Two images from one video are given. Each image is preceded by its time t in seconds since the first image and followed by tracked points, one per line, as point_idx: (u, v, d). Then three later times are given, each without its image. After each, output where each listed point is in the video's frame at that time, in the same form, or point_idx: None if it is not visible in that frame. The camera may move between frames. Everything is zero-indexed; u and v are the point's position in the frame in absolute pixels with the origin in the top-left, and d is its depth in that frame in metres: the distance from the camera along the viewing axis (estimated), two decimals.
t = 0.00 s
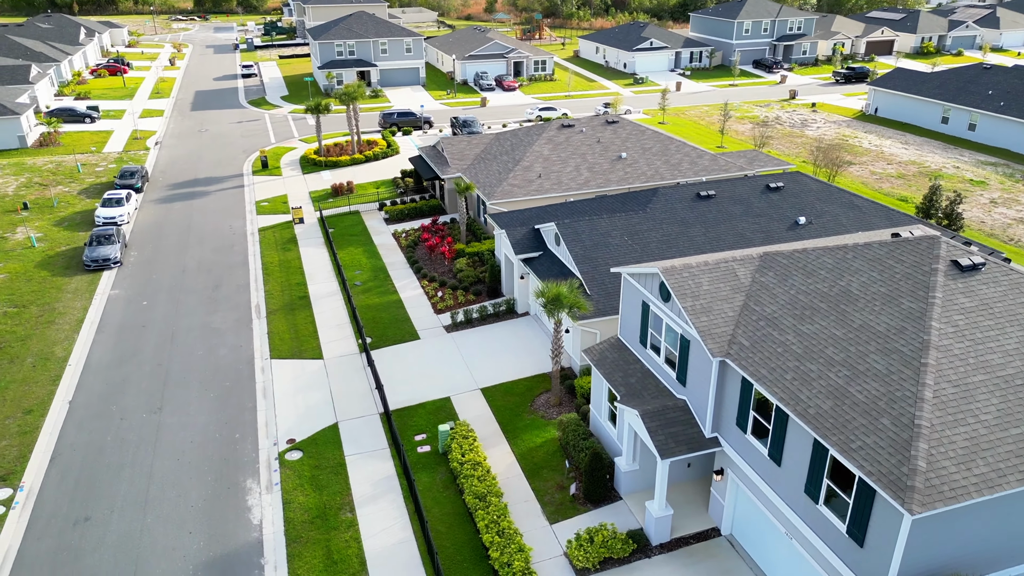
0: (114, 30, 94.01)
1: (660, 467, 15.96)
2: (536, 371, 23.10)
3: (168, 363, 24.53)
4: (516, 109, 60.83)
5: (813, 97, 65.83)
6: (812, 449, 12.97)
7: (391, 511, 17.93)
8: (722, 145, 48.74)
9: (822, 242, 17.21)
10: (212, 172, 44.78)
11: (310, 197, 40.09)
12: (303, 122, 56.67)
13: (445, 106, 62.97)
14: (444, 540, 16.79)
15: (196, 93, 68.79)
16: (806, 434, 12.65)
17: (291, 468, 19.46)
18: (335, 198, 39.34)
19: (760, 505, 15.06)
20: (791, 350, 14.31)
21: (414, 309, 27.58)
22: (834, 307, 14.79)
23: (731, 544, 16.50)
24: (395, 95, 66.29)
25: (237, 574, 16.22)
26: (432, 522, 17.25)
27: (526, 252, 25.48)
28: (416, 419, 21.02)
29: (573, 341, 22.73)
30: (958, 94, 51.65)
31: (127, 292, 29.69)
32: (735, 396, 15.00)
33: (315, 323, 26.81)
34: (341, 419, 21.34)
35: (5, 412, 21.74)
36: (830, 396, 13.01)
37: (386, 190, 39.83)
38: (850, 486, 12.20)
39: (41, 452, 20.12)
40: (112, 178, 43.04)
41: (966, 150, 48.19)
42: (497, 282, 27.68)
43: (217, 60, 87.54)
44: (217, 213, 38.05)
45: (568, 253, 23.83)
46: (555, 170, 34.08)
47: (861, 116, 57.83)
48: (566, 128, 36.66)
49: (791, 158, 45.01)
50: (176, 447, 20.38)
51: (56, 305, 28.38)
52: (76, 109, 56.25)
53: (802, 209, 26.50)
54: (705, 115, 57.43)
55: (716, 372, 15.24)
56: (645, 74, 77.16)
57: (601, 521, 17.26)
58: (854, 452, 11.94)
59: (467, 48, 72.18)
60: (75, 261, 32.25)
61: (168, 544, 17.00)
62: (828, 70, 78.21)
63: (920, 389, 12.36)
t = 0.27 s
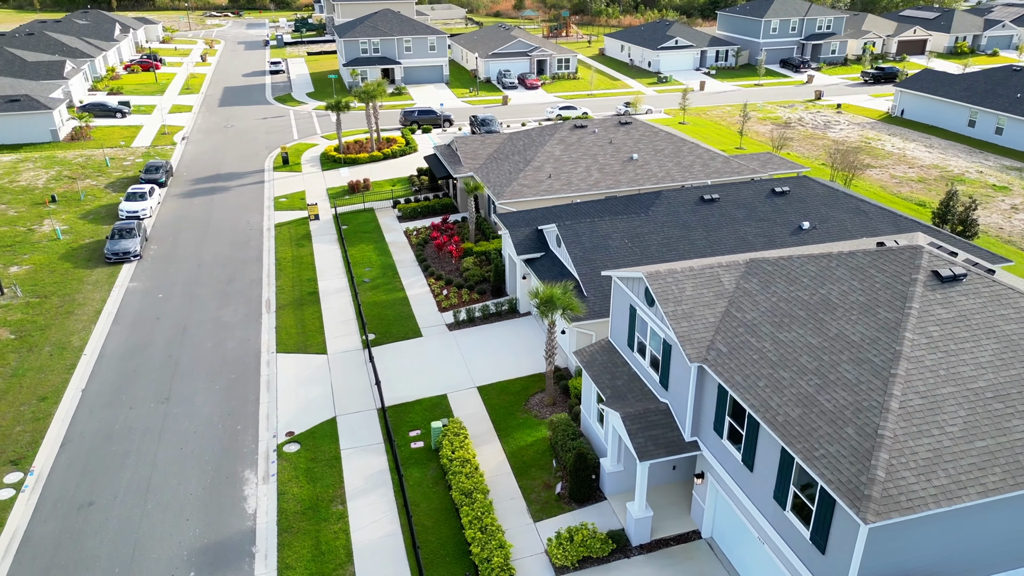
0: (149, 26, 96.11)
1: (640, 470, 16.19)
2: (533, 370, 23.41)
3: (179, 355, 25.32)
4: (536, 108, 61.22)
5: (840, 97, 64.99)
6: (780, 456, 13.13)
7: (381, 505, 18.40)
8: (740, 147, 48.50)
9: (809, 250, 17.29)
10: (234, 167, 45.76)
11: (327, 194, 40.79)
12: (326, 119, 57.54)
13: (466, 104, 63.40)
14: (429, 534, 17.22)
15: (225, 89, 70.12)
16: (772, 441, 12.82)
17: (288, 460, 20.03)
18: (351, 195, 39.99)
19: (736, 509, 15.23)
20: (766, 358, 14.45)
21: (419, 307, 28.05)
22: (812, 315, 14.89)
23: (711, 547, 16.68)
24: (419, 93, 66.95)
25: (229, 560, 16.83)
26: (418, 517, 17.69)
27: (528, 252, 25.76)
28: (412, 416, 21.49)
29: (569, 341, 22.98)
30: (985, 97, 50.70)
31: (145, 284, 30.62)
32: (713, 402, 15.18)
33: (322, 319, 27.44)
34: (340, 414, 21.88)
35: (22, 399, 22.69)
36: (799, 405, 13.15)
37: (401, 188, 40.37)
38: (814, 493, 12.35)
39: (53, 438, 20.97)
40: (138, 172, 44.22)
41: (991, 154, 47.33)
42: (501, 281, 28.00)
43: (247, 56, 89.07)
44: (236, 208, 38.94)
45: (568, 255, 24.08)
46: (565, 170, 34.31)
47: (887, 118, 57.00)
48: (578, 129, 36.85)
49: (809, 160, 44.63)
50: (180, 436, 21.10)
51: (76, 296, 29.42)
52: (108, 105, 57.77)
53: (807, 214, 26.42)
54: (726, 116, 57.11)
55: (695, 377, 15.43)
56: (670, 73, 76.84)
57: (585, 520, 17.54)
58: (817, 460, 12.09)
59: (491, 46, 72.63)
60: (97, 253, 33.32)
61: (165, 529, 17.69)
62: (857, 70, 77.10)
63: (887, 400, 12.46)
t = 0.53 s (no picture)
0: (182, 22, 98.07)
1: (619, 471, 16.44)
2: (529, 370, 23.73)
3: (189, 346, 26.11)
4: (556, 106, 61.43)
5: (866, 98, 64.10)
6: (747, 462, 13.33)
7: (371, 498, 18.87)
8: (758, 148, 48.21)
9: (796, 257, 17.37)
10: (255, 163, 46.68)
11: (343, 190, 41.48)
12: (348, 115, 58.37)
13: (488, 103, 63.81)
14: (414, 528, 17.67)
15: (253, 85, 71.38)
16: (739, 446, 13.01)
17: (285, 452, 20.63)
18: (366, 192, 40.63)
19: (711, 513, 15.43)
20: (741, 364, 14.60)
21: (424, 304, 28.52)
22: (790, 322, 15.01)
23: (690, 549, 16.87)
24: (441, 90, 67.55)
25: (221, 547, 17.45)
26: (406, 511, 18.14)
27: (530, 253, 26.06)
28: (408, 412, 21.97)
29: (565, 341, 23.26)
30: (1013, 100, 49.71)
31: (161, 277, 31.53)
32: (691, 406, 15.37)
33: (329, 314, 28.04)
34: (339, 408, 22.44)
35: (38, 387, 23.64)
36: (767, 412, 13.31)
37: (416, 186, 40.88)
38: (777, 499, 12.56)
39: (64, 425, 21.84)
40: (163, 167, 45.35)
41: (1016, 159, 46.44)
42: (505, 280, 28.35)
43: (277, 52, 90.47)
44: (255, 204, 39.79)
45: (567, 256, 24.35)
46: (575, 171, 34.51)
47: (912, 120, 56.12)
48: (590, 129, 37.03)
49: (827, 163, 44.23)
50: (184, 426, 21.81)
51: (96, 287, 30.44)
52: (137, 100, 59.21)
53: (811, 218, 26.34)
54: (747, 116, 56.75)
55: (674, 381, 15.63)
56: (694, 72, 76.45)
57: (568, 519, 17.84)
58: (778, 466, 12.27)
59: (515, 44, 72.96)
60: (118, 246, 34.34)
61: (164, 515, 18.39)
62: (886, 70, 75.90)
63: (852, 409, 12.59)
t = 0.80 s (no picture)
0: (215, 19, 99.94)
1: (599, 472, 16.70)
2: (527, 369, 24.06)
3: (198, 338, 26.90)
4: (576, 105, 61.68)
5: (892, 100, 63.17)
6: (716, 467, 13.52)
7: (362, 491, 19.36)
8: (776, 150, 47.89)
9: (782, 264, 17.46)
10: (276, 159, 47.58)
11: (360, 188, 42.13)
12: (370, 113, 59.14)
13: (509, 101, 64.10)
14: (401, 522, 18.12)
15: (280, 81, 72.49)
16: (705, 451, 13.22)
17: (283, 444, 21.23)
18: (382, 189, 41.24)
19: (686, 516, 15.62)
20: (715, 370, 14.79)
21: (429, 302, 29.00)
22: (767, 330, 15.14)
23: (669, 551, 17.07)
24: (464, 88, 68.10)
25: (215, 535, 18.10)
26: (394, 504, 18.60)
27: (532, 253, 26.35)
28: (404, 408, 22.44)
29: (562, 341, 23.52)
30: None
31: (178, 270, 32.44)
32: (668, 409, 15.59)
33: (336, 310, 28.66)
34: (338, 402, 22.99)
35: (53, 376, 24.58)
36: (736, 418, 13.49)
37: (431, 184, 41.38)
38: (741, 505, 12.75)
39: (75, 413, 22.74)
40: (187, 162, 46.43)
41: None
42: (509, 278, 28.67)
43: (305, 48, 91.75)
44: (273, 199, 40.62)
45: (566, 257, 24.61)
46: (585, 172, 34.71)
47: (938, 123, 55.22)
48: (602, 130, 37.16)
49: (845, 167, 43.79)
50: (188, 416, 22.55)
51: (114, 279, 31.42)
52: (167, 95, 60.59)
53: (814, 223, 26.28)
54: (769, 117, 56.31)
55: (653, 385, 15.84)
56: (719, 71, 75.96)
57: (551, 517, 18.15)
58: (741, 472, 12.45)
59: (539, 42, 73.17)
60: (138, 239, 35.34)
61: (163, 502, 19.10)
62: (916, 71, 74.64)
63: (818, 418, 12.73)
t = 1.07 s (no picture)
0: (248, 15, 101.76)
1: (580, 472, 16.99)
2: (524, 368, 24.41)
3: (209, 331, 27.70)
4: (597, 104, 61.79)
5: (920, 102, 62.14)
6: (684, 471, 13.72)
7: (354, 484, 19.86)
8: (795, 152, 47.54)
9: (768, 272, 17.56)
10: (297, 156, 48.44)
11: (376, 185, 42.77)
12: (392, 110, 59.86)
13: (531, 100, 64.30)
14: (389, 516, 18.57)
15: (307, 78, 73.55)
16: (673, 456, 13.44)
17: (282, 436, 21.84)
18: (397, 187, 41.83)
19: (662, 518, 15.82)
20: (691, 375, 14.98)
21: (434, 300, 29.46)
22: (744, 337, 15.28)
23: (649, 552, 17.29)
24: (486, 86, 68.62)
25: (211, 523, 18.75)
26: (383, 497, 19.07)
27: (534, 254, 26.60)
28: (402, 404, 22.92)
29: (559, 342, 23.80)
30: None
31: (194, 264, 33.34)
32: (646, 412, 15.82)
33: (343, 306, 29.26)
34: (337, 397, 23.55)
35: (69, 365, 25.54)
36: (705, 423, 13.69)
37: (445, 182, 41.86)
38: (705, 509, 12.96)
39: (87, 401, 23.64)
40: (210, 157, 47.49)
41: None
42: (513, 277, 29.03)
43: (334, 45, 92.97)
44: (291, 195, 41.45)
45: (566, 259, 24.86)
46: (594, 173, 34.89)
47: (965, 126, 54.24)
48: (614, 131, 37.28)
49: (864, 171, 43.31)
50: (193, 406, 23.28)
51: (133, 272, 32.40)
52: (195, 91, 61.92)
53: (818, 229, 26.19)
54: (791, 118, 55.83)
55: (633, 388, 16.07)
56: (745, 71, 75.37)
57: (535, 515, 18.47)
58: (704, 476, 12.65)
59: (563, 40, 73.39)
60: (158, 233, 36.34)
61: (164, 489, 19.83)
62: (948, 73, 73.28)
63: (783, 426, 12.89)
